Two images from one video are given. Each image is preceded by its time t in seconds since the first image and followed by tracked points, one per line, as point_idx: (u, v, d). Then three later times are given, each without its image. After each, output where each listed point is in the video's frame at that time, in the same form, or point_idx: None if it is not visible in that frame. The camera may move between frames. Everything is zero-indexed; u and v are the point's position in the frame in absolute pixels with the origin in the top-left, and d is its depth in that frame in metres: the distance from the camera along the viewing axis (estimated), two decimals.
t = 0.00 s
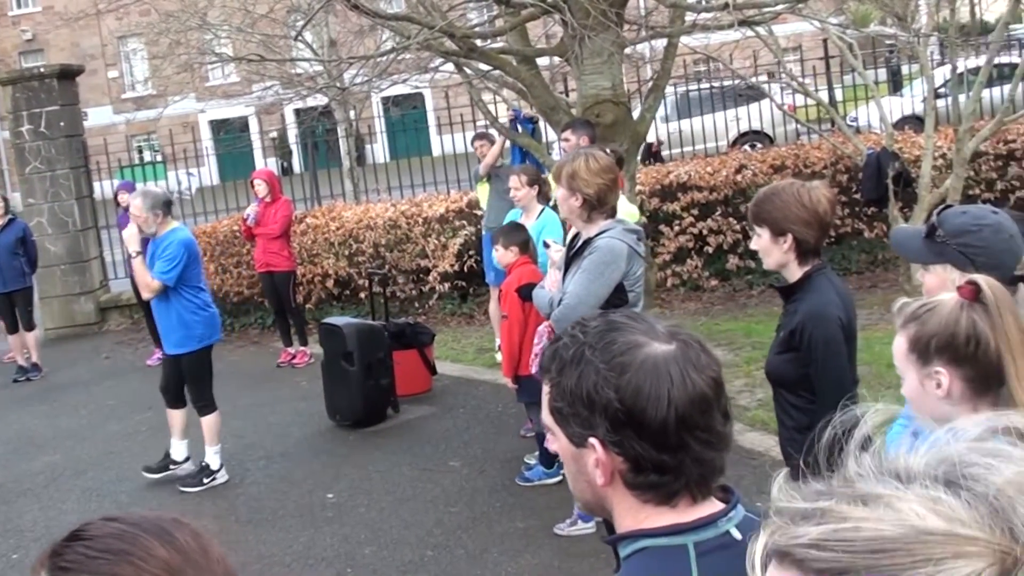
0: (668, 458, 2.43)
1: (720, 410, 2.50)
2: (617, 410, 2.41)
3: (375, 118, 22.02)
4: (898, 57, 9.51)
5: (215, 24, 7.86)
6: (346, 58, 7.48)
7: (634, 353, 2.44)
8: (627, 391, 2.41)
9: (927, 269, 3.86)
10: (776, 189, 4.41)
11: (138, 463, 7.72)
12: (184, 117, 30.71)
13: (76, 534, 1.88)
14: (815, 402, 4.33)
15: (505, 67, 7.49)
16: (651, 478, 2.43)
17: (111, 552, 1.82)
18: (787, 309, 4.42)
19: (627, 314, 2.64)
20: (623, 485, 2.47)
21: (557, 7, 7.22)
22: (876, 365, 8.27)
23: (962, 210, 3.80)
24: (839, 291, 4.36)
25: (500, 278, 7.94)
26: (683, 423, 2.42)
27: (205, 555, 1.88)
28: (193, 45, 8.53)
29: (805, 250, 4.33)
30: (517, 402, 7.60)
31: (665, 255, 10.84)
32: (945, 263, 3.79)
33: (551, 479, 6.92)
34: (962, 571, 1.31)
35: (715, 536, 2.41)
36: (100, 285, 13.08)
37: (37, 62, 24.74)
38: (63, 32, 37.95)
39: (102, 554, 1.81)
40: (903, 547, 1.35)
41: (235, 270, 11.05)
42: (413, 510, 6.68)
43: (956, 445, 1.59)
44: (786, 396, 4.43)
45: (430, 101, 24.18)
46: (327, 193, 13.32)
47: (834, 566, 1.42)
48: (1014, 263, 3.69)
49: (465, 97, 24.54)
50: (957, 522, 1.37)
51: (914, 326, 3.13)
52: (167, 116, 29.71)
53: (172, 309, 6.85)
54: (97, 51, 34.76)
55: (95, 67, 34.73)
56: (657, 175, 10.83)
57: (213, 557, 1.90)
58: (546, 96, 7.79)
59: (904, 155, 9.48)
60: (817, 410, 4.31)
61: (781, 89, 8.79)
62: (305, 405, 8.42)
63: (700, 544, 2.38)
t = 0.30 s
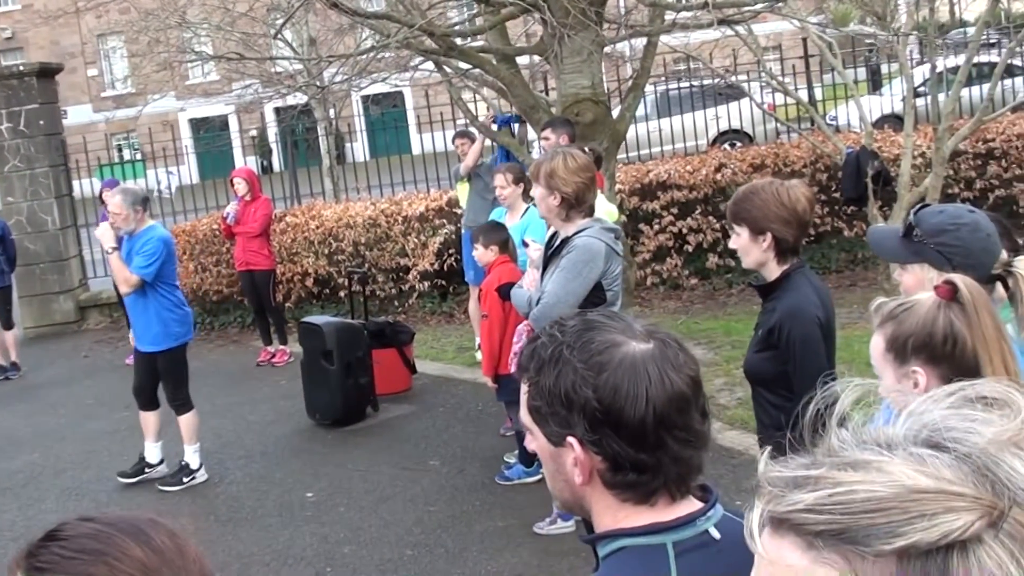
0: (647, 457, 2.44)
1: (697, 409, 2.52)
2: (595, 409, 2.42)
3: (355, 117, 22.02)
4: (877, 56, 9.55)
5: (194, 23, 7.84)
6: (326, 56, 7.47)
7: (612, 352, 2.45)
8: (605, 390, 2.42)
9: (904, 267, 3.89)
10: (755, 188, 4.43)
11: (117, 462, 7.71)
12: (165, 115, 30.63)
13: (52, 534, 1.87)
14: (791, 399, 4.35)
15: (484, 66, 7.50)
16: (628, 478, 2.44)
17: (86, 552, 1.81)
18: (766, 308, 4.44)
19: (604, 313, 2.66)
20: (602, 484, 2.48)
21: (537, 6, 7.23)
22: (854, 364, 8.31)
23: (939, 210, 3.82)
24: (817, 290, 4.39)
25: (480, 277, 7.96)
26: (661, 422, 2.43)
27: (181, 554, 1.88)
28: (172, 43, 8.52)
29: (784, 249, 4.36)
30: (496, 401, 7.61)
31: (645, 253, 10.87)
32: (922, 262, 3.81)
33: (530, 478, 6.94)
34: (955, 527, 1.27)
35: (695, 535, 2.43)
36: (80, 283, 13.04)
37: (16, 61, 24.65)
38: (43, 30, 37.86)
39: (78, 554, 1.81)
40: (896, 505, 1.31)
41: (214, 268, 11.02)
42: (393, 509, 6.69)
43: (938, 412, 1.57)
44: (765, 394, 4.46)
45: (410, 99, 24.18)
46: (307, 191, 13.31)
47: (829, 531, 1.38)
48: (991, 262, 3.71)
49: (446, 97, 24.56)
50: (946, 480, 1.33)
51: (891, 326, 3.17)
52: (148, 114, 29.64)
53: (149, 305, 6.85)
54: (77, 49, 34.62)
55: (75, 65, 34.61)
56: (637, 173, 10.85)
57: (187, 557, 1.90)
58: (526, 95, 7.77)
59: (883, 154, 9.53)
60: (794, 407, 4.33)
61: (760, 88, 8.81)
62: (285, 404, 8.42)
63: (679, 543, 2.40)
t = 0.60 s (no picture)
0: (640, 457, 2.45)
1: (690, 409, 2.53)
2: (589, 409, 2.44)
3: (347, 117, 22.04)
4: (868, 56, 9.57)
5: (185, 23, 7.84)
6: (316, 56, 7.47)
7: (607, 353, 2.47)
8: (599, 390, 2.43)
9: (896, 268, 3.91)
10: (747, 189, 4.45)
11: (108, 462, 7.70)
12: (156, 115, 30.64)
13: (42, 535, 1.87)
14: (781, 399, 4.36)
15: (475, 65, 7.50)
16: (622, 478, 2.45)
17: (75, 554, 1.81)
18: (757, 309, 4.45)
19: (600, 314, 2.67)
20: (596, 485, 2.50)
21: (527, 6, 7.25)
22: (844, 364, 8.32)
23: (930, 211, 3.85)
24: (809, 290, 4.40)
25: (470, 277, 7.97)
26: (655, 423, 2.44)
27: (170, 554, 1.88)
28: (163, 43, 8.51)
29: (775, 249, 4.37)
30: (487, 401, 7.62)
31: (636, 254, 10.87)
32: (913, 263, 3.83)
33: (521, 479, 6.95)
34: (953, 539, 1.29)
35: (689, 536, 2.43)
36: (70, 283, 13.03)
37: (6, 61, 24.60)
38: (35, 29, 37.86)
39: (67, 555, 1.81)
40: (893, 516, 1.32)
41: (205, 268, 11.02)
42: (384, 509, 6.69)
43: (926, 421, 1.59)
44: (756, 394, 4.46)
45: (402, 99, 24.19)
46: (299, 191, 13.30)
47: (825, 543, 1.38)
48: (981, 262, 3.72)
49: (437, 96, 24.55)
50: (940, 490, 1.35)
51: (883, 327, 3.18)
52: (140, 114, 29.61)
53: (126, 306, 6.85)
54: (68, 49, 34.58)
55: (66, 66, 34.55)
56: (628, 173, 10.86)
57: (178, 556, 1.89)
58: (517, 96, 7.78)
59: (873, 154, 9.55)
60: (785, 407, 4.34)
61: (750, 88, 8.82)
62: (276, 404, 8.42)
63: (674, 544, 2.41)
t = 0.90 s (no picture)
0: (647, 460, 2.45)
1: (698, 411, 2.53)
2: (596, 411, 2.43)
3: (350, 120, 22.06)
4: (870, 58, 9.57)
5: (188, 25, 7.84)
6: (319, 58, 7.48)
7: (613, 355, 2.46)
8: (606, 393, 2.43)
9: (899, 269, 3.90)
10: (750, 190, 4.45)
11: (111, 464, 7.71)
12: (159, 117, 30.71)
13: (47, 536, 1.87)
14: (786, 401, 4.36)
15: (477, 67, 7.50)
16: (629, 480, 2.46)
17: (78, 557, 1.81)
18: (761, 310, 4.45)
19: (604, 315, 2.66)
20: (603, 487, 2.49)
21: (529, 8, 7.26)
22: (848, 366, 8.31)
23: (932, 212, 3.85)
24: (813, 291, 4.41)
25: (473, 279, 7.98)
26: (661, 425, 2.44)
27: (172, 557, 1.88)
28: (166, 45, 8.51)
29: (779, 251, 4.38)
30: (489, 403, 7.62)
31: (639, 256, 10.86)
32: (916, 264, 3.83)
33: (523, 481, 6.95)
34: (962, 566, 1.27)
35: (694, 539, 2.44)
36: (74, 285, 13.04)
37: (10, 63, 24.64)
38: (38, 32, 38.22)
39: (72, 558, 1.81)
40: (899, 545, 1.31)
41: (208, 270, 11.02)
42: (387, 511, 6.69)
43: (927, 446, 1.59)
44: (761, 396, 4.47)
45: (404, 101, 24.23)
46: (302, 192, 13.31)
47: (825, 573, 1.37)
48: (984, 264, 3.73)
49: (440, 98, 24.59)
50: (945, 516, 1.34)
51: (888, 330, 3.17)
52: (142, 116, 29.62)
53: (125, 314, 7.01)
54: (72, 51, 34.66)
55: (69, 68, 34.60)
56: (630, 175, 10.86)
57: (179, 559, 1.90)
58: (520, 97, 7.78)
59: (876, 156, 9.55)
60: (790, 409, 4.34)
61: (753, 90, 8.82)
62: (279, 406, 8.42)
63: (680, 547, 2.41)
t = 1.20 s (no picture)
0: (667, 463, 2.44)
1: (717, 415, 2.51)
2: (616, 414, 2.42)
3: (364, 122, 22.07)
4: (885, 61, 9.54)
5: (202, 28, 7.84)
6: (334, 61, 7.49)
7: (634, 359, 2.45)
8: (626, 396, 2.42)
9: (913, 274, 3.85)
10: (766, 193, 4.44)
11: (125, 465, 7.72)
12: (173, 120, 30.84)
13: (65, 535, 1.90)
14: (802, 404, 4.34)
15: (492, 70, 7.51)
16: (648, 483, 2.44)
17: (87, 559, 1.82)
18: (778, 313, 4.44)
19: (624, 319, 2.65)
20: (622, 490, 2.48)
21: (543, 12, 7.26)
22: (864, 370, 8.29)
23: (946, 217, 3.82)
24: (829, 295, 4.38)
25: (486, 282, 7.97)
26: (681, 428, 2.43)
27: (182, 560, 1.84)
28: (180, 48, 8.52)
29: (796, 254, 4.36)
30: (503, 406, 7.61)
31: (652, 259, 10.84)
32: (931, 269, 3.78)
33: (536, 484, 6.94)
34: None
35: (713, 543, 2.42)
36: (88, 286, 13.08)
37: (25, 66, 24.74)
38: (53, 36, 38.38)
39: (80, 561, 1.83)
40: (883, 559, 1.32)
41: (222, 272, 11.04)
42: (400, 513, 6.69)
43: (942, 466, 1.58)
44: (777, 399, 4.45)
45: (418, 104, 24.26)
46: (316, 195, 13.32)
47: None
48: (999, 269, 3.73)
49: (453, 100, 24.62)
50: (937, 533, 1.34)
51: (904, 336, 3.15)
52: (156, 119, 29.69)
53: (130, 318, 7.05)
54: (85, 53, 34.81)
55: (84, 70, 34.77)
56: (644, 178, 10.82)
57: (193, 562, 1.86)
58: (534, 100, 7.77)
59: (890, 160, 9.52)
60: (806, 413, 4.31)
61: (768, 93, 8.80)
62: (292, 408, 8.42)
63: (697, 550, 2.39)
